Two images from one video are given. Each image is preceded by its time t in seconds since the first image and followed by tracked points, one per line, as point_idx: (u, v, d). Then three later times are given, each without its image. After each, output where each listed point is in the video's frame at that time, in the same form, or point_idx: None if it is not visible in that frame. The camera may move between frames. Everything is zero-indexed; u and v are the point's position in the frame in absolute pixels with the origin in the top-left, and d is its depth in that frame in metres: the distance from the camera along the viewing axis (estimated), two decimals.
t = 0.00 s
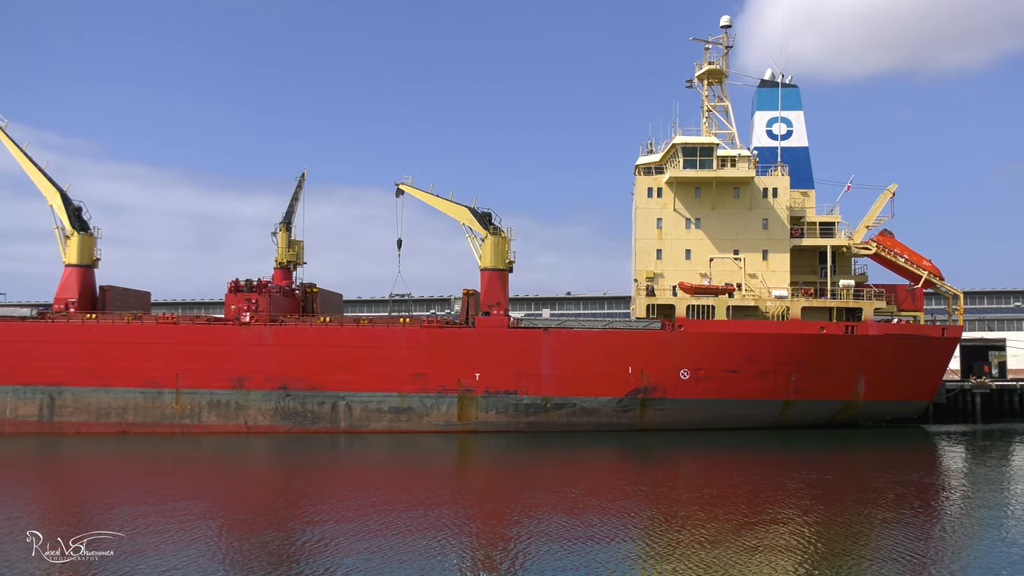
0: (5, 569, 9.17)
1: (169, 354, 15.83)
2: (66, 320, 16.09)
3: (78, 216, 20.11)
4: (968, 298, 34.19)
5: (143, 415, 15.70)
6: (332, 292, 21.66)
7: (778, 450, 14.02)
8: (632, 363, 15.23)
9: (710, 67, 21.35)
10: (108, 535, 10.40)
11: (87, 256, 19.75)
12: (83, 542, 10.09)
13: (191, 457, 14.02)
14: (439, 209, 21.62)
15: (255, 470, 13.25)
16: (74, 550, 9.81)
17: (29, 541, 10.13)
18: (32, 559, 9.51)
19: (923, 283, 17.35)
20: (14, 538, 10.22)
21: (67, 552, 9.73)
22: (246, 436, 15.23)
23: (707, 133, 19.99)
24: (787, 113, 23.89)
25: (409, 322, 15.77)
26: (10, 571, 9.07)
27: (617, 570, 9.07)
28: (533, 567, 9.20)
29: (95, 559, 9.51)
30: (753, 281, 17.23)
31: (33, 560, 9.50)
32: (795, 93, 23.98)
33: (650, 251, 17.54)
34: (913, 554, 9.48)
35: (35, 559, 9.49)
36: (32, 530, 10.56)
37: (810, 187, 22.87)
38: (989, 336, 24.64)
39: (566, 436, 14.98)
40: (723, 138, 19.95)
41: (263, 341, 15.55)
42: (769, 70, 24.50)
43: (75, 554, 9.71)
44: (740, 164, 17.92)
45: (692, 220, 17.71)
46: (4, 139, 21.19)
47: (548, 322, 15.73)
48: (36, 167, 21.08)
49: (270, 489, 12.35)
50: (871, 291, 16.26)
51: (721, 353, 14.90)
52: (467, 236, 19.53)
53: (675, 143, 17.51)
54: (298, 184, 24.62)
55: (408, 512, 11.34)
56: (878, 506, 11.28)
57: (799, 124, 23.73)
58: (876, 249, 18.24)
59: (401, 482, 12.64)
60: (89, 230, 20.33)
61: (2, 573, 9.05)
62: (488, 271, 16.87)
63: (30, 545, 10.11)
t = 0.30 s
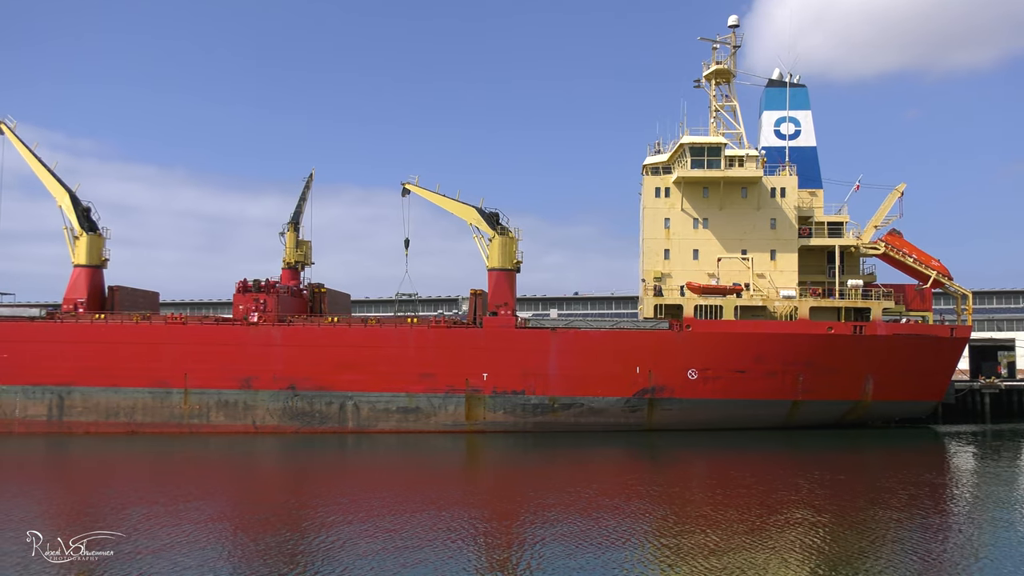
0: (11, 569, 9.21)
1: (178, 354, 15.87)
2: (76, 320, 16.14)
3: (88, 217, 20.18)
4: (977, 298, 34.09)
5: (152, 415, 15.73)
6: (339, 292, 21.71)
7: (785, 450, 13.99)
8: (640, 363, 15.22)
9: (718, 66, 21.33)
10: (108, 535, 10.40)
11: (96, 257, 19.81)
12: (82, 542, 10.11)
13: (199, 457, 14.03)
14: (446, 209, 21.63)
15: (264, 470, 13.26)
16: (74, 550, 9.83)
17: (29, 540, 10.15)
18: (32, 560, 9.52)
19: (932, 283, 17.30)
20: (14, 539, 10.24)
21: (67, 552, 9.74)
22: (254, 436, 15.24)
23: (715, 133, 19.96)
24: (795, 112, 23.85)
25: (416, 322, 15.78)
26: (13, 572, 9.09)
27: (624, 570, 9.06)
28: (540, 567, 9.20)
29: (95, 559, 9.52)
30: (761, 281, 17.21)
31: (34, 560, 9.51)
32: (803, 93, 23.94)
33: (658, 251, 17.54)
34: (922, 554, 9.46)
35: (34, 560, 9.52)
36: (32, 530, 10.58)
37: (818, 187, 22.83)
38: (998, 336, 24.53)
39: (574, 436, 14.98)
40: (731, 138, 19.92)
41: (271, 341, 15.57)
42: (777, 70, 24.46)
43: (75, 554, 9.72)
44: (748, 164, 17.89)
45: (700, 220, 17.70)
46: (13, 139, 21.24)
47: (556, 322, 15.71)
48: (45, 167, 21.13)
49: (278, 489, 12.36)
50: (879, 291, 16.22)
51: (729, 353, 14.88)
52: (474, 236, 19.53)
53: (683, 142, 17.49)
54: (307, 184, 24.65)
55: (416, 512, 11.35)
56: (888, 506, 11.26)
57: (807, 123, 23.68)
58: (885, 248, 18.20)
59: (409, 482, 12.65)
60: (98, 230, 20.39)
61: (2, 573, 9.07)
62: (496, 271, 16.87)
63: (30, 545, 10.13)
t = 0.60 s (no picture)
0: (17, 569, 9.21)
1: (186, 354, 15.89)
2: (84, 320, 16.18)
3: (96, 217, 20.24)
4: (986, 298, 33.96)
5: (160, 415, 15.76)
6: (347, 292, 21.74)
7: (793, 450, 13.97)
8: (647, 363, 15.20)
9: (726, 66, 21.31)
10: (109, 535, 10.41)
11: (105, 257, 19.87)
12: (82, 542, 10.11)
13: (208, 457, 14.05)
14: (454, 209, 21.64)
15: (272, 470, 13.26)
16: (74, 550, 9.84)
17: (29, 541, 10.16)
18: (32, 560, 9.54)
19: (941, 283, 17.24)
20: (14, 538, 10.25)
21: (66, 552, 9.75)
22: (262, 436, 15.26)
23: (723, 133, 19.94)
24: (803, 112, 23.81)
25: (424, 322, 15.78)
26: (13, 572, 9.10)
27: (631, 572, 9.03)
28: (548, 568, 9.19)
29: (94, 560, 9.53)
30: (769, 281, 17.18)
31: (33, 561, 9.52)
32: (811, 92, 23.89)
33: (666, 251, 17.53)
34: (932, 555, 9.44)
35: (34, 560, 9.52)
36: (31, 530, 10.58)
37: (826, 187, 22.78)
38: (1008, 336, 24.43)
39: (582, 435, 14.96)
40: (738, 138, 19.90)
41: (279, 341, 15.59)
42: (785, 69, 24.42)
43: (74, 555, 9.72)
44: (755, 164, 17.85)
45: (708, 220, 17.68)
46: (21, 140, 21.29)
47: (564, 322, 15.71)
48: (54, 168, 21.17)
49: (286, 489, 12.36)
50: (888, 291, 16.18)
51: (737, 353, 14.86)
52: (482, 236, 19.54)
53: (690, 142, 17.48)
54: (314, 184, 24.69)
55: (424, 512, 11.35)
56: (896, 506, 11.23)
57: (815, 123, 23.64)
58: (893, 248, 18.17)
59: (417, 482, 12.65)
60: (106, 231, 20.44)
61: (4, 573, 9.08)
62: (504, 271, 16.88)
63: (30, 545, 10.13)
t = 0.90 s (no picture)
0: (23, 569, 9.23)
1: (195, 354, 15.93)
2: (94, 320, 16.23)
3: (106, 218, 20.31)
4: (997, 298, 33.81)
5: (169, 415, 15.79)
6: (355, 292, 21.76)
7: (803, 451, 13.93)
8: (656, 363, 15.18)
9: (734, 66, 21.28)
10: (111, 535, 10.42)
11: (114, 257, 19.92)
12: (83, 542, 10.14)
13: (217, 457, 14.06)
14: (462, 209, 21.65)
15: (281, 470, 13.27)
16: (75, 550, 9.87)
17: (29, 541, 10.18)
18: (32, 560, 9.56)
19: (951, 283, 17.19)
20: (14, 538, 10.27)
21: (67, 552, 9.78)
22: (271, 435, 15.27)
23: (731, 133, 19.92)
24: (812, 111, 23.77)
25: (432, 322, 15.79)
26: (13, 572, 9.12)
27: (639, 572, 9.01)
28: (557, 568, 9.18)
29: (95, 560, 9.55)
30: (778, 281, 17.15)
31: (33, 560, 9.55)
32: (820, 92, 23.84)
33: (674, 251, 17.52)
34: (942, 555, 9.42)
35: (34, 560, 9.56)
36: (32, 530, 10.61)
37: (835, 186, 22.72)
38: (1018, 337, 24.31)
39: (591, 435, 14.95)
40: (747, 138, 19.88)
41: (288, 341, 15.63)
42: (793, 69, 24.39)
43: (75, 554, 9.75)
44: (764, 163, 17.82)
45: (716, 220, 17.66)
46: (31, 141, 21.36)
47: (572, 322, 15.70)
48: (64, 168, 21.24)
49: (295, 489, 12.37)
50: (897, 291, 16.14)
51: (746, 353, 14.83)
52: (490, 236, 19.56)
53: (699, 142, 17.47)
54: (323, 184, 24.73)
55: (433, 512, 11.36)
56: (906, 506, 11.22)
57: (824, 122, 23.58)
58: (902, 248, 18.12)
59: (425, 482, 12.65)
60: (115, 231, 20.50)
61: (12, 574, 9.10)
62: (512, 271, 16.88)
63: (30, 545, 10.16)
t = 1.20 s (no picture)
0: (30, 570, 9.25)
1: (204, 354, 15.96)
2: (104, 320, 16.28)
3: (115, 218, 20.38)
4: (1008, 298, 33.63)
5: (178, 415, 15.83)
6: (363, 292, 21.79)
7: (812, 451, 13.91)
8: (665, 363, 15.17)
9: (743, 65, 21.25)
10: (107, 535, 10.39)
11: (124, 257, 19.98)
12: (82, 542, 10.14)
13: (226, 457, 14.07)
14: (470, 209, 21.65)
15: (290, 470, 13.28)
16: (74, 550, 9.87)
17: (29, 540, 10.19)
18: (31, 560, 9.57)
19: (961, 282, 17.13)
20: (14, 538, 10.28)
21: (66, 552, 9.78)
22: (280, 435, 15.29)
23: (740, 132, 19.89)
24: (821, 110, 23.71)
25: (441, 322, 15.79)
26: (13, 572, 9.12)
27: (646, 573, 9.00)
28: (565, 568, 9.16)
29: (93, 559, 9.54)
30: (787, 280, 17.12)
31: (32, 560, 9.56)
32: (829, 91, 23.78)
33: (683, 251, 17.50)
34: (950, 554, 9.42)
35: (34, 560, 9.57)
36: (31, 530, 10.60)
37: (844, 186, 22.67)
38: None
39: (599, 435, 14.93)
40: (756, 137, 19.84)
41: (297, 341, 15.64)
42: (802, 68, 24.33)
43: (74, 555, 9.75)
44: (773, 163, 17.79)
45: (725, 220, 17.64)
46: (41, 142, 21.40)
47: (581, 322, 15.70)
48: (74, 169, 21.28)
49: (304, 490, 12.36)
50: (907, 291, 16.09)
51: (755, 353, 14.81)
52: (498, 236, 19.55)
53: (708, 141, 17.46)
54: (332, 184, 24.75)
55: (442, 512, 11.35)
56: (915, 506, 11.21)
57: (833, 122, 23.52)
58: (912, 247, 18.07)
59: (434, 483, 12.64)
60: (125, 231, 20.57)
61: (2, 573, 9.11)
62: (521, 271, 16.89)
63: (30, 545, 10.17)
